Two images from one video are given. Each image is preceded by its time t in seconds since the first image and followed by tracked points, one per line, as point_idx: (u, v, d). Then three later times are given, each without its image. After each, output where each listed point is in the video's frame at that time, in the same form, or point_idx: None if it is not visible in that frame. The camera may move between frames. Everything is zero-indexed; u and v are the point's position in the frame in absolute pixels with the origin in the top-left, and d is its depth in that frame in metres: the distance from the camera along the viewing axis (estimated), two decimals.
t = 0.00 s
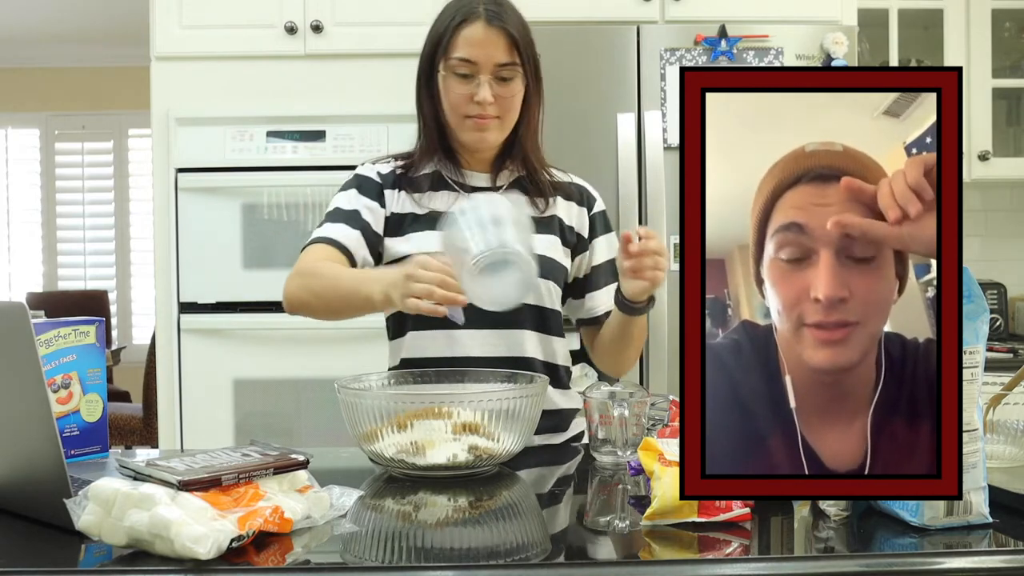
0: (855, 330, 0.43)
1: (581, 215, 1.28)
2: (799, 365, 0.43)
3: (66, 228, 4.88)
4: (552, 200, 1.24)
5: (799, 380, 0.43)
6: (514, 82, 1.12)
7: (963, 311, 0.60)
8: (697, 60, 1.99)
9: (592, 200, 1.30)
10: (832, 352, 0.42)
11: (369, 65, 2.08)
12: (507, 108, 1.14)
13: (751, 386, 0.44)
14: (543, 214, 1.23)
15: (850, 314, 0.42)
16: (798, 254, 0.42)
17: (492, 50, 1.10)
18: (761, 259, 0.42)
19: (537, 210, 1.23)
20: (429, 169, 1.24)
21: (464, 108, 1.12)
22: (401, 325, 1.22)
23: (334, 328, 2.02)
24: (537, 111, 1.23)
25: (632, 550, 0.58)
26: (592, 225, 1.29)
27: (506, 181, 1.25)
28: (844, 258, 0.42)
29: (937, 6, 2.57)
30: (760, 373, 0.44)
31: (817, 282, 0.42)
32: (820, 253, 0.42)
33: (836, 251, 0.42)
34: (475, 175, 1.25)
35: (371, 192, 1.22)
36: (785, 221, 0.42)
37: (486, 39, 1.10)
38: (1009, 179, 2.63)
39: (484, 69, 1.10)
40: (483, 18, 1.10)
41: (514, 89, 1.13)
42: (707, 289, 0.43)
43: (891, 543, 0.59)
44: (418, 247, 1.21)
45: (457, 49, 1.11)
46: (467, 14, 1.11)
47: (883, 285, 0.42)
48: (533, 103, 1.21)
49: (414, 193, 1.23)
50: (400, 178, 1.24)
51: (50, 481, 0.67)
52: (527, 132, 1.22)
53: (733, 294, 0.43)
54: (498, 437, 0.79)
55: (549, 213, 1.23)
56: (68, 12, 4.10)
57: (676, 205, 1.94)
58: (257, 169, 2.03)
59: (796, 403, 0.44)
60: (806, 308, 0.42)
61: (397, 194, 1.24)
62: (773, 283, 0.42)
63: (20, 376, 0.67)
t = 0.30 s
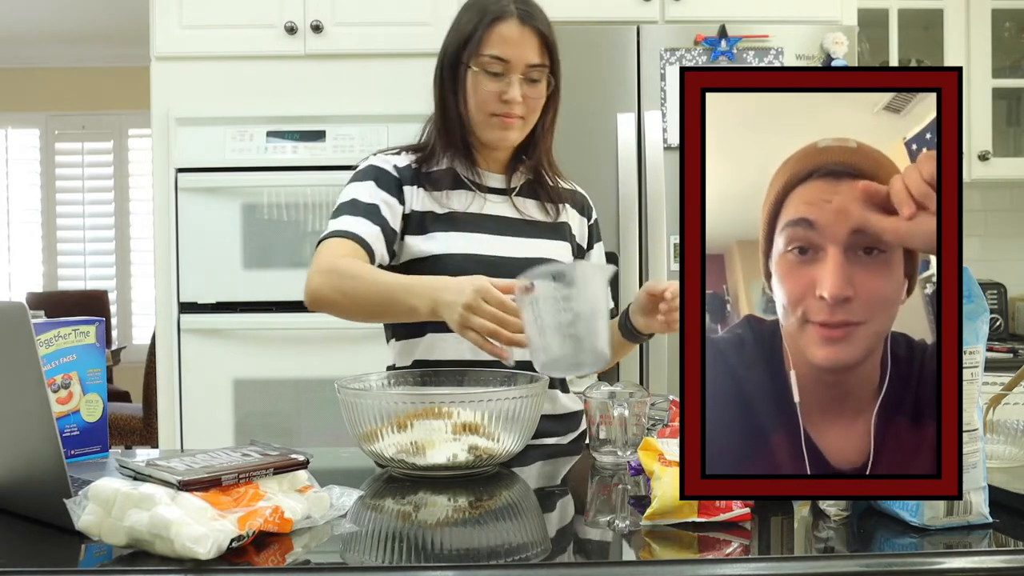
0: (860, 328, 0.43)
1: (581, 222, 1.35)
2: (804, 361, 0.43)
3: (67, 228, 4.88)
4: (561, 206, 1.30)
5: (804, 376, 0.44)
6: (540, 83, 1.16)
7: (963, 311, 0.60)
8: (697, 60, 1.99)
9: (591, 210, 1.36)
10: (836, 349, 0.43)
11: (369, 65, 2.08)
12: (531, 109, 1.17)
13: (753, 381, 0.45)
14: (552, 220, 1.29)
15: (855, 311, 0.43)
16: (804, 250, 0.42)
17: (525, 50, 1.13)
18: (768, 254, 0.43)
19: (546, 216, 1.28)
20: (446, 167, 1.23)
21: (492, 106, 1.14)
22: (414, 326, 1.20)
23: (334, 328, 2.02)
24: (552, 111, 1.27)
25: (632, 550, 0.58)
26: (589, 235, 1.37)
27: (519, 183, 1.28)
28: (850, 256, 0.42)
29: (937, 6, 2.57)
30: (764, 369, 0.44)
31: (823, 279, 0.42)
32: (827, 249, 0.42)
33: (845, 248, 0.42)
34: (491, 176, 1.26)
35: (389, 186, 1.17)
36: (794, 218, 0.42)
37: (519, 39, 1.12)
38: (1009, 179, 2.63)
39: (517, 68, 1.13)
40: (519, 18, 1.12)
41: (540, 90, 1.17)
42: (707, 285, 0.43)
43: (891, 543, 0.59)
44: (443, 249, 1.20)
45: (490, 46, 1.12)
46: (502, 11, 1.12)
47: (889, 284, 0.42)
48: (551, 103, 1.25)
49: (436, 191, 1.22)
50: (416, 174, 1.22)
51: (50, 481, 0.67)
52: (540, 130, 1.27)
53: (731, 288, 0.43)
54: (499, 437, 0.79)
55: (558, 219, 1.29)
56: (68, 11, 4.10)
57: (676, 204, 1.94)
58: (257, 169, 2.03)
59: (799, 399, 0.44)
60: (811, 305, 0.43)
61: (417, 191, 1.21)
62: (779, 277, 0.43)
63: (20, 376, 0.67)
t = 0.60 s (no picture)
0: (868, 332, 0.43)
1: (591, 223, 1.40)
2: (811, 363, 0.43)
3: (67, 228, 4.88)
4: (575, 207, 1.36)
5: (811, 378, 0.44)
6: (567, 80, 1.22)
7: (963, 311, 0.60)
8: (697, 60, 1.99)
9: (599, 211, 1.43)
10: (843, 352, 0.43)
11: (369, 65, 2.08)
12: (557, 106, 1.23)
13: (756, 382, 0.45)
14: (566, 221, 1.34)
15: (863, 315, 0.43)
16: (817, 253, 0.42)
17: (556, 46, 1.19)
18: (781, 255, 0.42)
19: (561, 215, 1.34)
20: (474, 162, 1.27)
21: (521, 101, 1.20)
22: (430, 326, 1.23)
23: (334, 328, 2.02)
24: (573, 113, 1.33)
25: (632, 550, 0.58)
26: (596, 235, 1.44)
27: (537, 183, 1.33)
28: (862, 260, 0.42)
29: (937, 6, 2.57)
30: (768, 369, 0.44)
31: (835, 282, 0.42)
32: (839, 252, 0.42)
33: (858, 252, 0.42)
34: (513, 175, 1.31)
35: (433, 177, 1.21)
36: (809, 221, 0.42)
37: (551, 36, 1.18)
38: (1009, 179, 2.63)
39: (548, 64, 1.19)
40: (551, 14, 1.18)
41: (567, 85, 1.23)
42: (707, 288, 0.43)
43: (891, 543, 0.59)
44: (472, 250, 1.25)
45: (522, 41, 1.18)
46: (534, 7, 1.17)
47: (898, 288, 0.43)
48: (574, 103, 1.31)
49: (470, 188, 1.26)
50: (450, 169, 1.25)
51: (50, 481, 0.67)
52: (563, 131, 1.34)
53: (729, 293, 0.43)
54: (499, 437, 0.79)
55: (573, 220, 1.35)
56: (67, 11, 4.09)
57: (676, 204, 1.94)
58: (258, 169, 2.03)
59: (805, 399, 0.44)
60: (820, 307, 0.43)
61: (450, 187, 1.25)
62: (791, 278, 0.43)
63: (21, 376, 0.67)
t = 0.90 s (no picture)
0: (871, 341, 0.43)
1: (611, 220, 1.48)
2: (814, 369, 0.43)
3: (67, 228, 4.88)
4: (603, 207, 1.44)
5: (814, 385, 0.44)
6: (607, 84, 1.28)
7: (963, 311, 0.60)
8: (697, 60, 2.00)
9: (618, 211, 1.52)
10: (846, 360, 0.43)
11: (369, 65, 2.08)
12: (595, 109, 1.29)
13: (757, 385, 0.45)
14: (595, 223, 1.41)
15: (867, 323, 0.43)
16: (824, 259, 0.42)
17: (599, 51, 1.24)
18: (788, 259, 0.43)
19: (592, 217, 1.41)
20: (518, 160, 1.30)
21: (564, 106, 1.26)
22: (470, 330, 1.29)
23: (334, 328, 2.02)
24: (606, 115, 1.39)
25: (631, 549, 0.58)
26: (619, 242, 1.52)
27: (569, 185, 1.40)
28: (866, 267, 0.43)
29: (937, 6, 2.57)
30: (768, 372, 0.44)
31: (839, 289, 0.43)
32: (845, 259, 0.43)
33: (862, 260, 0.43)
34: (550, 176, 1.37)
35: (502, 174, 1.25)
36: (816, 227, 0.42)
37: (595, 42, 1.23)
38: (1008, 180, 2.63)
39: (591, 68, 1.24)
40: (595, 19, 1.23)
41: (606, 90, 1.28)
42: (707, 292, 0.44)
43: (891, 543, 0.59)
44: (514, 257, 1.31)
45: (567, 45, 1.22)
46: (579, 11, 1.22)
47: (901, 297, 0.43)
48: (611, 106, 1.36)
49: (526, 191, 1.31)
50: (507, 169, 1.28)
51: (50, 481, 0.67)
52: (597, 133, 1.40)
53: (730, 297, 0.44)
54: (499, 437, 0.79)
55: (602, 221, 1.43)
56: (66, 11, 4.09)
57: (676, 205, 1.95)
58: (258, 169, 2.03)
59: (808, 403, 0.44)
60: (824, 314, 0.43)
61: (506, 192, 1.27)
62: (796, 282, 0.43)
63: (21, 376, 0.67)
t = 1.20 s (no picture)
0: (873, 341, 0.43)
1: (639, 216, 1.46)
2: (815, 369, 0.44)
3: (67, 228, 4.88)
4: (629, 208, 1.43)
5: (816, 385, 0.44)
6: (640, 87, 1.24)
7: (963, 311, 0.59)
8: (697, 60, 2.00)
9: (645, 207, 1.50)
10: (847, 360, 0.43)
11: (369, 65, 2.08)
12: (628, 113, 1.26)
13: (757, 384, 0.45)
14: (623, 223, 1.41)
15: (869, 323, 0.43)
16: (824, 259, 0.43)
17: (634, 55, 1.19)
18: (788, 260, 0.43)
19: (620, 218, 1.41)
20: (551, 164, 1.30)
21: (596, 112, 1.23)
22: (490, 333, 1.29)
23: (334, 328, 2.02)
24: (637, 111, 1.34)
25: (632, 549, 0.58)
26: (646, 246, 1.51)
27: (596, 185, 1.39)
28: (868, 268, 0.43)
29: (937, 6, 2.57)
30: (768, 373, 0.45)
31: (840, 290, 0.43)
32: (846, 260, 0.43)
33: (864, 260, 0.43)
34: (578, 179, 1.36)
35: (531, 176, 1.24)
36: (817, 227, 0.43)
37: (631, 46, 1.18)
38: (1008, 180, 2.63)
39: (625, 73, 1.20)
40: (632, 20, 1.17)
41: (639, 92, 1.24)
42: (707, 293, 0.44)
43: (891, 543, 0.59)
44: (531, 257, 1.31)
45: (601, 50, 1.17)
46: (614, 13, 1.16)
47: (903, 297, 0.43)
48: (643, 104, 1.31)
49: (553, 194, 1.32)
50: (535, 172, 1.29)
51: (49, 481, 0.67)
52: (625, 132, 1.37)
53: (730, 298, 0.44)
54: (499, 437, 0.79)
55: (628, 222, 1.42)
56: (67, 11, 4.09)
57: (676, 205, 1.95)
58: (258, 169, 2.04)
59: (809, 404, 0.44)
60: (826, 314, 0.43)
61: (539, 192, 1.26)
62: (796, 282, 0.43)
63: (21, 376, 0.67)
